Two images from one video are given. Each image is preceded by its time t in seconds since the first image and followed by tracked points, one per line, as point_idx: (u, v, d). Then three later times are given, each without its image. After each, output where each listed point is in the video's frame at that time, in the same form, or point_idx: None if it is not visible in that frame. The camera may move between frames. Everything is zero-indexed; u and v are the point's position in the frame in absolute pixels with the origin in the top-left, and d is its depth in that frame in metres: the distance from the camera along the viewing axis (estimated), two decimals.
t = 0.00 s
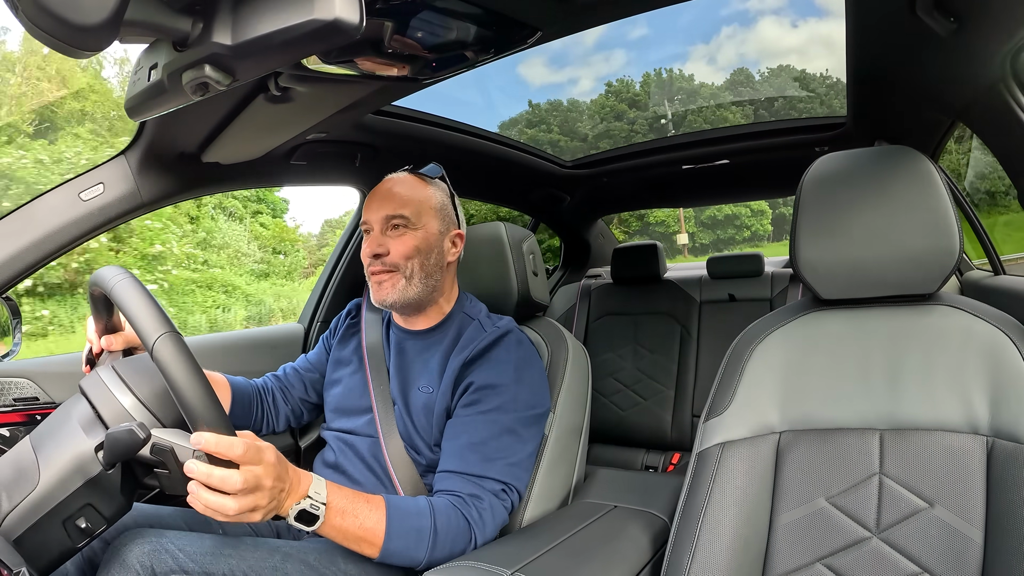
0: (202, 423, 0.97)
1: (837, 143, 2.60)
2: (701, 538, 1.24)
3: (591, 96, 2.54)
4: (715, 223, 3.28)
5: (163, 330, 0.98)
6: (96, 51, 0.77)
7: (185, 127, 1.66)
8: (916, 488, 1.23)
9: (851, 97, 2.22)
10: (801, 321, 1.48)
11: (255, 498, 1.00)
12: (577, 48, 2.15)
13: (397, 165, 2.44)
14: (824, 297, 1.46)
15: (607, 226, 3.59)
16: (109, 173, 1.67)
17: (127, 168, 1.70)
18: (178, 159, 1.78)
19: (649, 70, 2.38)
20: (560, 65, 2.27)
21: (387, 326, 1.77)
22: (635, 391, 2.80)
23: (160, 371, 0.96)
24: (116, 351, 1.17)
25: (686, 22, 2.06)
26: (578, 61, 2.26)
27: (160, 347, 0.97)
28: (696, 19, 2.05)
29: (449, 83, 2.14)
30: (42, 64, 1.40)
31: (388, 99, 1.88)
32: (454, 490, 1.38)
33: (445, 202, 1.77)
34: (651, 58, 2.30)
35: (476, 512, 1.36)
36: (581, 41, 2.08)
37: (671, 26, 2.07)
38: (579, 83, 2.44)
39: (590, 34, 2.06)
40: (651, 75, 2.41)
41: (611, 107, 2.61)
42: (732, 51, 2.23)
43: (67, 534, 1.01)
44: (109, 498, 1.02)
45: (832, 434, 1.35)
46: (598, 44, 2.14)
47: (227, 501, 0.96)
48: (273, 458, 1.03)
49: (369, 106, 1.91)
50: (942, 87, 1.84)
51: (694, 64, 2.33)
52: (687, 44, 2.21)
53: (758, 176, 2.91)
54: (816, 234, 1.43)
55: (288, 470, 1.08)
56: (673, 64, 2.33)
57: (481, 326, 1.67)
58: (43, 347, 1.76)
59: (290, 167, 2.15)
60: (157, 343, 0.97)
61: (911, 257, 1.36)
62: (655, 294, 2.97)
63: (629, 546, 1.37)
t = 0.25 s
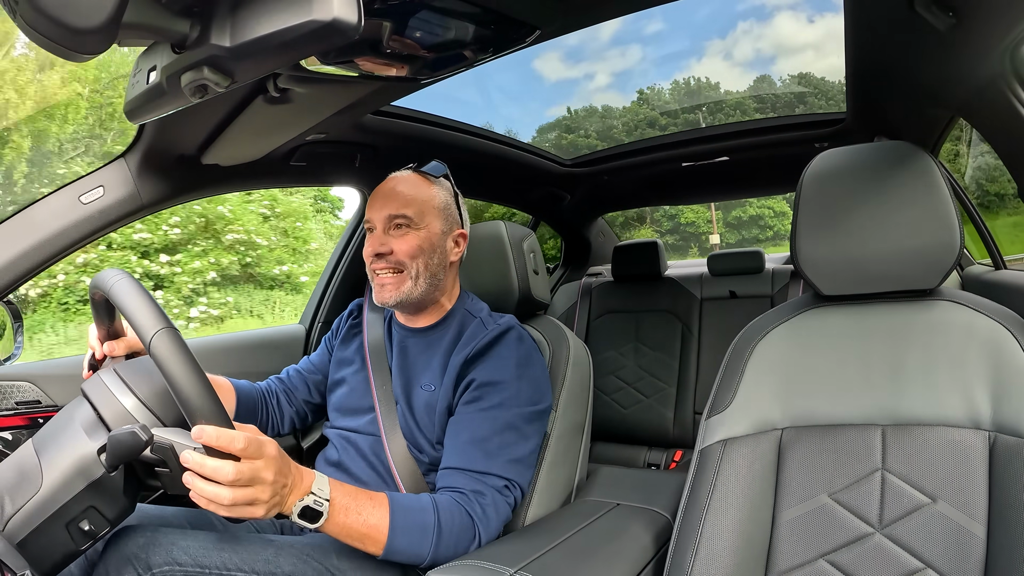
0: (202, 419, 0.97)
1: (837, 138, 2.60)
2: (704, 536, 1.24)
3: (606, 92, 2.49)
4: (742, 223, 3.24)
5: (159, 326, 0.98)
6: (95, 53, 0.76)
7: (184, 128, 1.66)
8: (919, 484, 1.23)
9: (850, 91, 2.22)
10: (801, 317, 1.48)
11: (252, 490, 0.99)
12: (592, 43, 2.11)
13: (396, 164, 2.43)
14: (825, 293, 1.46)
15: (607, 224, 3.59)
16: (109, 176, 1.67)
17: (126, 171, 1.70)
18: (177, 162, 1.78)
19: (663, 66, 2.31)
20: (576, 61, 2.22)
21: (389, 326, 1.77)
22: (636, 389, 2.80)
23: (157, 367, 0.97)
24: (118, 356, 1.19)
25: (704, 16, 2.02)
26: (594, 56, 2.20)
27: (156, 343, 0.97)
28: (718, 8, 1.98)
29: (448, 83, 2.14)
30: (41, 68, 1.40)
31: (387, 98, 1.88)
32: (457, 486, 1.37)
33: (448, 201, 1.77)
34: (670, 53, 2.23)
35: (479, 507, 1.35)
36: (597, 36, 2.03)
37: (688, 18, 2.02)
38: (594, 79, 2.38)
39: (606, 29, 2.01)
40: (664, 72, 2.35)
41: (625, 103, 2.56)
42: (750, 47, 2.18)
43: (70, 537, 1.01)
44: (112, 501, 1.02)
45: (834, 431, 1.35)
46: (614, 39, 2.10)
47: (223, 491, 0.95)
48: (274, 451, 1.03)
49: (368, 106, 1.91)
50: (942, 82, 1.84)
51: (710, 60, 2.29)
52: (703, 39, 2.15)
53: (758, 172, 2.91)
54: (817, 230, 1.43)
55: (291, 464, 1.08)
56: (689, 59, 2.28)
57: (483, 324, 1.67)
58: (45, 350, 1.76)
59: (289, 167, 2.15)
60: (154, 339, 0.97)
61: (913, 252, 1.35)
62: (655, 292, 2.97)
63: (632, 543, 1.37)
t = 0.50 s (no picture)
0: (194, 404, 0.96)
1: (837, 137, 2.60)
2: (704, 534, 1.24)
3: (621, 87, 2.49)
4: (763, 223, 3.15)
5: (151, 312, 0.99)
6: (95, 54, 0.76)
7: (185, 129, 1.66)
8: (920, 481, 1.23)
9: (851, 89, 2.22)
10: (802, 316, 1.48)
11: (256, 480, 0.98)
12: (606, 38, 2.11)
13: (397, 164, 2.44)
14: (826, 291, 1.46)
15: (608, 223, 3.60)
16: (109, 176, 1.68)
17: (127, 171, 1.70)
18: (177, 162, 1.78)
19: (675, 63, 2.31)
20: (590, 57, 2.23)
21: (390, 325, 1.78)
22: (637, 388, 2.80)
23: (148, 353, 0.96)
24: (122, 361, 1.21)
25: (720, 12, 2.02)
26: (608, 52, 2.21)
27: (148, 328, 0.97)
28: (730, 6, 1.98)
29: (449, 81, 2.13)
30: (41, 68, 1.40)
31: (387, 98, 1.88)
32: (459, 478, 1.36)
33: (449, 201, 1.78)
34: (684, 49, 2.23)
35: (481, 498, 1.34)
36: (611, 33, 2.03)
37: (703, 14, 2.03)
38: (608, 74, 2.39)
39: (619, 25, 2.01)
40: (677, 69, 2.35)
41: (639, 99, 2.55)
42: (763, 43, 2.18)
43: (71, 537, 1.00)
44: (113, 501, 1.02)
45: (835, 429, 1.35)
46: (628, 36, 2.10)
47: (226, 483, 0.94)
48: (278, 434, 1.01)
49: (368, 106, 1.91)
50: (942, 80, 1.84)
51: (724, 57, 2.29)
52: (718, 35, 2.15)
53: (758, 170, 2.91)
54: (818, 228, 1.43)
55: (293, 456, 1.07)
56: (703, 55, 2.28)
57: (484, 321, 1.67)
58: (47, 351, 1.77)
59: (290, 167, 2.15)
60: (146, 324, 0.98)
61: (914, 250, 1.35)
62: (656, 290, 2.97)
63: (633, 542, 1.37)
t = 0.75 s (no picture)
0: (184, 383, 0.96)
1: (840, 135, 2.59)
2: (704, 532, 1.24)
3: (632, 84, 2.60)
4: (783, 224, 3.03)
5: (146, 296, 1.01)
6: (97, 50, 0.76)
7: (186, 125, 1.66)
8: (920, 481, 1.23)
9: (854, 87, 2.21)
10: (804, 315, 1.48)
11: (250, 444, 0.95)
12: (617, 35, 2.21)
13: (400, 160, 2.43)
14: (828, 291, 1.46)
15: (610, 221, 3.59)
16: (111, 172, 1.68)
17: (129, 167, 1.70)
18: (180, 158, 1.78)
19: (685, 57, 2.39)
20: (601, 53, 2.34)
21: (391, 323, 1.78)
22: (639, 386, 2.80)
23: (139, 334, 0.98)
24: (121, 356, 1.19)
25: (730, 9, 2.11)
26: (619, 47, 2.30)
27: (141, 310, 0.99)
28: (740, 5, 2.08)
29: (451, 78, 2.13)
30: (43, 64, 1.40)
31: (389, 94, 1.87)
32: (460, 471, 1.35)
33: (452, 196, 1.77)
34: (693, 45, 2.32)
35: (482, 491, 1.33)
36: (622, 29, 2.14)
37: (714, 11, 2.12)
38: (619, 70, 2.49)
39: (630, 22, 2.11)
40: (688, 65, 2.45)
41: (648, 96, 2.66)
42: (775, 40, 2.25)
43: (73, 533, 1.01)
44: (114, 496, 1.03)
45: (834, 429, 1.35)
46: (639, 31, 2.19)
47: (217, 444, 0.92)
48: (270, 407, 0.98)
49: (370, 102, 1.91)
50: (946, 79, 1.83)
51: (735, 53, 2.37)
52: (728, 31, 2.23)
53: (761, 168, 2.90)
54: (821, 226, 1.42)
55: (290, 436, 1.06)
56: (715, 51, 2.36)
57: (485, 316, 1.67)
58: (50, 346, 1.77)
59: (292, 164, 2.15)
60: (138, 305, 1.00)
61: (916, 249, 1.35)
62: (657, 288, 2.97)
63: (632, 540, 1.37)
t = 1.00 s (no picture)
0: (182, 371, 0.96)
1: (845, 133, 2.58)
2: (708, 530, 1.24)
3: (641, 80, 2.81)
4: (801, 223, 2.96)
5: (147, 290, 1.02)
6: (101, 49, 0.77)
7: (191, 123, 1.67)
8: (924, 479, 1.23)
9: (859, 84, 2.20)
10: (810, 313, 1.47)
11: (250, 432, 0.95)
12: (628, 32, 2.34)
13: (403, 159, 2.44)
14: (834, 288, 1.45)
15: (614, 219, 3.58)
16: (116, 171, 1.68)
17: (133, 166, 1.71)
18: (184, 157, 1.79)
19: (695, 55, 2.59)
20: (611, 49, 2.50)
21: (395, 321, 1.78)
22: (643, 384, 2.80)
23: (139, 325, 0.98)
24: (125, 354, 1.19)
25: (739, 7, 2.24)
26: (631, 46, 2.50)
27: (142, 301, 1.00)
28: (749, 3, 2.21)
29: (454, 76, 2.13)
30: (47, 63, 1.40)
31: (393, 93, 1.87)
32: (472, 451, 1.36)
33: (457, 194, 1.78)
34: (702, 42, 2.50)
35: (495, 469, 1.32)
36: (632, 26, 2.23)
37: (723, 8, 2.25)
38: (630, 66, 2.69)
39: (640, 19, 2.20)
40: (697, 63, 2.64)
41: (658, 91, 2.84)
42: (785, 36, 2.34)
43: (79, 531, 1.03)
44: (118, 495, 1.04)
45: (838, 427, 1.35)
46: (651, 28, 2.34)
47: (216, 432, 0.92)
48: (269, 398, 0.98)
49: (373, 101, 1.91)
50: (952, 77, 1.82)
51: (745, 50, 2.52)
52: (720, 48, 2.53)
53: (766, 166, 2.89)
54: (827, 223, 1.42)
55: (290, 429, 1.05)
56: (725, 48, 2.53)
57: (491, 307, 1.67)
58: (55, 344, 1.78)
59: (296, 162, 2.16)
60: (138, 297, 1.01)
61: (920, 246, 1.35)
62: (662, 286, 2.97)
63: (636, 538, 1.37)
